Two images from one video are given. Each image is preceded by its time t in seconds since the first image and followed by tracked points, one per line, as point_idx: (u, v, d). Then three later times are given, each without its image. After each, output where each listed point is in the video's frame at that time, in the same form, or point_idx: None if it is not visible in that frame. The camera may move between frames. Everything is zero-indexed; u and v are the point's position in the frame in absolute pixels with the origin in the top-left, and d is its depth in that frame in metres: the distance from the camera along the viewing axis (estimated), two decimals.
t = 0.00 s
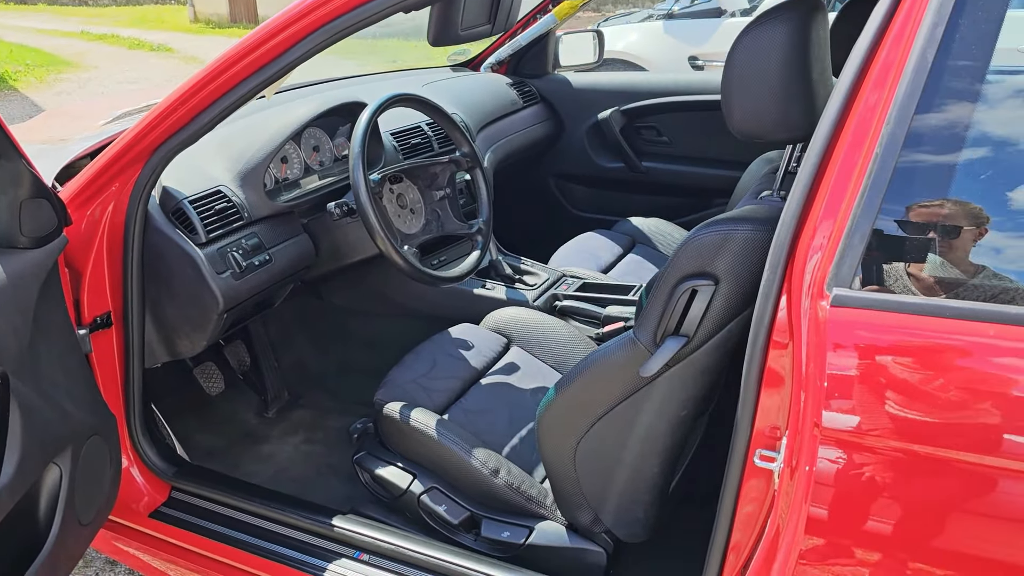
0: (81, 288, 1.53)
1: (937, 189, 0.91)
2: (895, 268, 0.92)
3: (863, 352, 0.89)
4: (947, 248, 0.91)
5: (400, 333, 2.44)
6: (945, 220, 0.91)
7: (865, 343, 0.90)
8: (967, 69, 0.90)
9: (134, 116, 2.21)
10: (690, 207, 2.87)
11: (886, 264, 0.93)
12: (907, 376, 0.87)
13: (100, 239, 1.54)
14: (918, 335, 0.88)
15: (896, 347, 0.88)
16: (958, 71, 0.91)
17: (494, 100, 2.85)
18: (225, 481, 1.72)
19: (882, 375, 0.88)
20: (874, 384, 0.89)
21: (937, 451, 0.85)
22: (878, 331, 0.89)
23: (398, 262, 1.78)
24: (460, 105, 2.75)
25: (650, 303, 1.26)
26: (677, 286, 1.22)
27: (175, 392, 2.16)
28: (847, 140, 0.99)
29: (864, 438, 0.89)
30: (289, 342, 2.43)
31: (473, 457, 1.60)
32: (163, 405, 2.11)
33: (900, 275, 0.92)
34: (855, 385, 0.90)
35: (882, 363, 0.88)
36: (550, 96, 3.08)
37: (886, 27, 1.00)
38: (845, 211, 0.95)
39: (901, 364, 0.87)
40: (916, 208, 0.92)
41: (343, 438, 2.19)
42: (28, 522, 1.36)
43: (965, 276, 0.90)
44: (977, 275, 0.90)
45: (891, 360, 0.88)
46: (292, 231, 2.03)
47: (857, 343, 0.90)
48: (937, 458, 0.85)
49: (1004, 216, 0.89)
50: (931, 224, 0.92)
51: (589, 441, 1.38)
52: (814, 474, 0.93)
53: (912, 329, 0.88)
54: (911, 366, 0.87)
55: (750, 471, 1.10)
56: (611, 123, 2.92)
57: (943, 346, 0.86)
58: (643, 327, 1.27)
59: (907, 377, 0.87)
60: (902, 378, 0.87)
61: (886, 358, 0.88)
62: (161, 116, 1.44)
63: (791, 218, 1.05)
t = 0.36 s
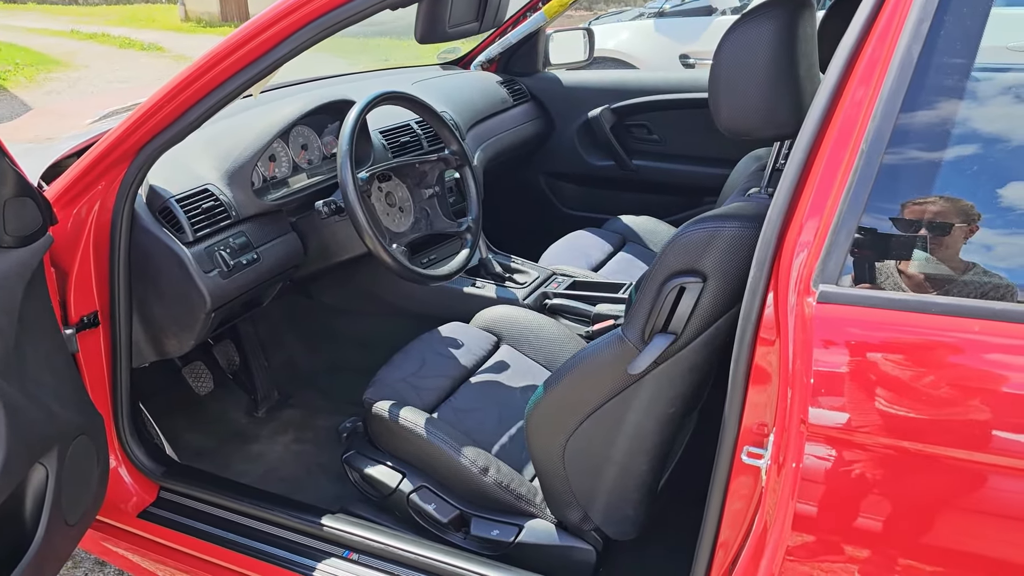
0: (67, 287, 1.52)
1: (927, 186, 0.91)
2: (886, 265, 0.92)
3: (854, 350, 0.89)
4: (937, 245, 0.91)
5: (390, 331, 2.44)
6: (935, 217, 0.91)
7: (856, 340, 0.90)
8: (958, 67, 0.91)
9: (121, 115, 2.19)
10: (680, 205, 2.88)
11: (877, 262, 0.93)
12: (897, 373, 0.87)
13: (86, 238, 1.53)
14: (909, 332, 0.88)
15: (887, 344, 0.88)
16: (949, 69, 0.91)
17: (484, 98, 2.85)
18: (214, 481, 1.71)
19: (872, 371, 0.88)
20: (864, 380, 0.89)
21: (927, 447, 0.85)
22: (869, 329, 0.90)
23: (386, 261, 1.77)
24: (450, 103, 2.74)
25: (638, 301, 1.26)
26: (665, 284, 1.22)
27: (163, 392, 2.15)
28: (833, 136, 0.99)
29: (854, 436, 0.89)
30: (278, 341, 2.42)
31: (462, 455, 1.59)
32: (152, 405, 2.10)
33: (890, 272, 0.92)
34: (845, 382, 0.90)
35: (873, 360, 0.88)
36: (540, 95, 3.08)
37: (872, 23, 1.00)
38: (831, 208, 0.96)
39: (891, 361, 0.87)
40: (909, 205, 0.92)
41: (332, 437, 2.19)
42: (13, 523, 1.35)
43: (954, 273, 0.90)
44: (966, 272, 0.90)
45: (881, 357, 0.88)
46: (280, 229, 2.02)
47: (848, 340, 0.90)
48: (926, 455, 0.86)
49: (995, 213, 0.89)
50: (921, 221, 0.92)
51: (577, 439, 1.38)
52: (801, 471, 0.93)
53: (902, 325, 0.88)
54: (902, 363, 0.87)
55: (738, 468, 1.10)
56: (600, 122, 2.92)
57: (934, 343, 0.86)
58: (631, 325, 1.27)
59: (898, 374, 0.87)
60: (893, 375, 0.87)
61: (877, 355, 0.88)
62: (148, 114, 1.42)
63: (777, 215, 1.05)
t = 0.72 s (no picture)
0: (60, 288, 1.51)
1: (921, 187, 0.91)
2: (881, 264, 0.92)
3: (849, 349, 0.89)
4: (932, 245, 0.91)
5: (384, 331, 2.43)
6: (930, 216, 0.91)
7: (850, 340, 0.90)
8: (952, 67, 0.90)
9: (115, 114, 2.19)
10: (675, 204, 2.88)
11: (872, 261, 0.93)
12: (892, 372, 0.87)
13: (79, 238, 1.52)
14: (904, 332, 0.88)
15: (881, 343, 0.88)
16: (942, 69, 0.91)
17: (478, 98, 2.85)
18: (208, 482, 1.71)
19: (867, 371, 0.88)
20: (859, 380, 0.89)
21: (921, 447, 0.85)
22: (863, 328, 0.90)
23: (381, 261, 1.77)
24: (444, 102, 2.74)
25: (632, 301, 1.26)
26: (658, 284, 1.22)
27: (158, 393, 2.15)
28: (826, 136, 0.99)
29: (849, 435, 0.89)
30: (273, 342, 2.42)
31: (457, 455, 1.59)
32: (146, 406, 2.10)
33: (886, 272, 0.92)
34: (840, 382, 0.90)
35: (867, 360, 0.88)
36: (535, 94, 3.08)
37: (865, 23, 1.00)
38: (824, 208, 0.95)
39: (885, 361, 0.88)
40: (903, 205, 0.92)
41: (327, 437, 2.18)
42: (6, 523, 1.34)
43: (949, 272, 0.90)
44: (961, 271, 0.90)
45: (876, 356, 0.88)
46: (274, 229, 2.02)
47: (843, 340, 0.90)
48: (920, 455, 0.86)
49: (989, 213, 0.89)
50: (915, 221, 0.92)
51: (571, 439, 1.38)
52: (795, 470, 0.93)
53: (897, 325, 0.88)
54: (896, 362, 0.87)
55: (732, 468, 1.10)
56: (595, 121, 2.92)
57: (929, 342, 0.86)
58: (625, 325, 1.27)
59: (892, 374, 0.87)
60: (887, 374, 0.87)
61: (872, 355, 0.88)
62: (141, 114, 1.42)
63: (771, 215, 1.04)
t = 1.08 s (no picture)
0: (57, 289, 1.51)
1: (920, 191, 0.91)
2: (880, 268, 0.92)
3: (847, 354, 0.89)
4: (930, 249, 0.91)
5: (382, 334, 2.43)
6: (929, 220, 0.91)
7: (848, 344, 0.89)
8: (950, 72, 0.90)
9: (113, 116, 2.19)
10: (674, 208, 2.88)
11: (871, 265, 0.92)
12: (890, 377, 0.87)
13: (75, 239, 1.52)
14: (903, 336, 0.88)
15: (880, 347, 0.88)
16: (941, 74, 0.91)
17: (477, 101, 2.85)
18: (204, 485, 1.70)
19: (865, 376, 0.88)
20: (858, 385, 0.88)
21: (920, 452, 0.85)
22: (861, 333, 0.89)
23: (379, 263, 1.77)
24: (442, 105, 2.74)
25: (630, 305, 1.25)
26: (656, 287, 1.22)
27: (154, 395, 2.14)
28: (824, 140, 0.98)
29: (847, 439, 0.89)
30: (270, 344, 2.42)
31: (454, 459, 1.59)
32: (142, 408, 2.10)
33: (885, 277, 0.92)
34: (838, 386, 0.89)
35: (866, 364, 0.88)
36: (534, 97, 3.08)
37: (864, 27, 1.00)
38: (823, 211, 0.95)
39: (884, 365, 0.87)
40: (901, 209, 0.92)
41: (324, 440, 2.18)
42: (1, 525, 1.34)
43: (947, 277, 0.90)
44: (959, 276, 0.90)
45: (875, 360, 0.88)
46: (272, 232, 2.02)
47: (842, 344, 0.90)
48: (919, 460, 0.85)
49: (988, 217, 0.89)
50: (914, 225, 0.91)
51: (569, 442, 1.38)
52: (792, 475, 0.93)
53: (895, 329, 0.88)
54: (895, 367, 0.87)
55: (730, 472, 1.10)
56: (594, 124, 2.92)
57: (927, 347, 0.86)
58: (622, 328, 1.27)
59: (890, 378, 0.87)
60: (886, 379, 0.87)
61: (870, 359, 0.88)
62: (139, 115, 1.42)
63: (769, 218, 1.04)
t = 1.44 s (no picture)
0: (59, 291, 1.51)
1: (922, 201, 0.91)
2: (882, 278, 0.92)
3: (848, 364, 0.89)
4: (932, 259, 0.91)
5: (384, 339, 2.43)
6: (931, 230, 0.91)
7: (849, 354, 0.89)
8: (953, 83, 0.90)
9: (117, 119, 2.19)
10: (676, 215, 2.88)
11: (873, 275, 0.92)
12: (891, 387, 0.87)
13: (78, 241, 1.52)
14: (904, 346, 0.87)
15: (881, 357, 0.88)
16: (943, 84, 0.91)
17: (481, 107, 2.85)
18: (203, 488, 1.70)
19: (866, 386, 0.88)
20: (859, 395, 0.88)
21: (920, 462, 0.85)
22: (862, 342, 0.89)
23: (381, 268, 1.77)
24: (445, 111, 2.74)
25: (631, 313, 1.25)
26: (657, 295, 1.22)
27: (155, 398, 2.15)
28: (827, 149, 0.98)
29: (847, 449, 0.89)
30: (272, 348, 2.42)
31: (454, 465, 1.59)
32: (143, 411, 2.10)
33: (887, 286, 0.92)
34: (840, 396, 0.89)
35: (867, 374, 0.88)
36: (537, 104, 3.09)
37: (867, 37, 1.00)
38: (825, 221, 0.95)
39: (885, 375, 0.87)
40: (903, 219, 0.92)
41: (324, 445, 2.18)
42: None
43: (950, 287, 0.90)
44: (962, 287, 0.89)
45: (876, 370, 0.88)
46: (274, 236, 2.02)
47: (843, 353, 0.90)
48: (920, 471, 0.85)
49: (992, 228, 0.89)
50: (916, 235, 0.91)
51: (569, 450, 1.38)
52: (792, 484, 0.93)
53: (897, 339, 0.88)
54: (896, 377, 0.87)
55: (730, 480, 1.10)
56: (597, 131, 2.92)
57: (929, 358, 0.86)
58: (624, 336, 1.26)
59: (892, 389, 0.87)
60: (887, 389, 0.87)
61: (872, 369, 0.88)
62: (142, 118, 1.42)
63: (771, 227, 1.04)
